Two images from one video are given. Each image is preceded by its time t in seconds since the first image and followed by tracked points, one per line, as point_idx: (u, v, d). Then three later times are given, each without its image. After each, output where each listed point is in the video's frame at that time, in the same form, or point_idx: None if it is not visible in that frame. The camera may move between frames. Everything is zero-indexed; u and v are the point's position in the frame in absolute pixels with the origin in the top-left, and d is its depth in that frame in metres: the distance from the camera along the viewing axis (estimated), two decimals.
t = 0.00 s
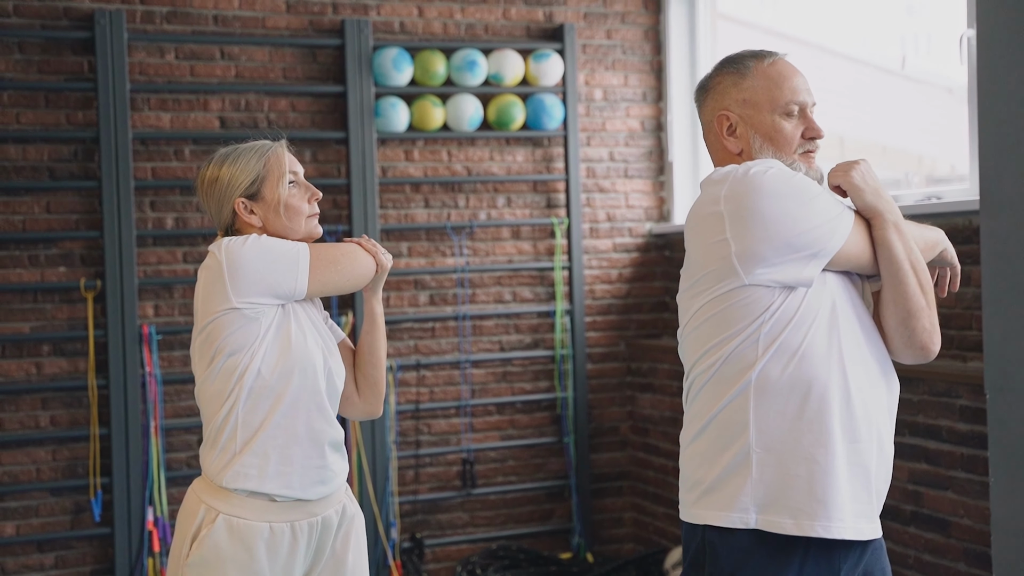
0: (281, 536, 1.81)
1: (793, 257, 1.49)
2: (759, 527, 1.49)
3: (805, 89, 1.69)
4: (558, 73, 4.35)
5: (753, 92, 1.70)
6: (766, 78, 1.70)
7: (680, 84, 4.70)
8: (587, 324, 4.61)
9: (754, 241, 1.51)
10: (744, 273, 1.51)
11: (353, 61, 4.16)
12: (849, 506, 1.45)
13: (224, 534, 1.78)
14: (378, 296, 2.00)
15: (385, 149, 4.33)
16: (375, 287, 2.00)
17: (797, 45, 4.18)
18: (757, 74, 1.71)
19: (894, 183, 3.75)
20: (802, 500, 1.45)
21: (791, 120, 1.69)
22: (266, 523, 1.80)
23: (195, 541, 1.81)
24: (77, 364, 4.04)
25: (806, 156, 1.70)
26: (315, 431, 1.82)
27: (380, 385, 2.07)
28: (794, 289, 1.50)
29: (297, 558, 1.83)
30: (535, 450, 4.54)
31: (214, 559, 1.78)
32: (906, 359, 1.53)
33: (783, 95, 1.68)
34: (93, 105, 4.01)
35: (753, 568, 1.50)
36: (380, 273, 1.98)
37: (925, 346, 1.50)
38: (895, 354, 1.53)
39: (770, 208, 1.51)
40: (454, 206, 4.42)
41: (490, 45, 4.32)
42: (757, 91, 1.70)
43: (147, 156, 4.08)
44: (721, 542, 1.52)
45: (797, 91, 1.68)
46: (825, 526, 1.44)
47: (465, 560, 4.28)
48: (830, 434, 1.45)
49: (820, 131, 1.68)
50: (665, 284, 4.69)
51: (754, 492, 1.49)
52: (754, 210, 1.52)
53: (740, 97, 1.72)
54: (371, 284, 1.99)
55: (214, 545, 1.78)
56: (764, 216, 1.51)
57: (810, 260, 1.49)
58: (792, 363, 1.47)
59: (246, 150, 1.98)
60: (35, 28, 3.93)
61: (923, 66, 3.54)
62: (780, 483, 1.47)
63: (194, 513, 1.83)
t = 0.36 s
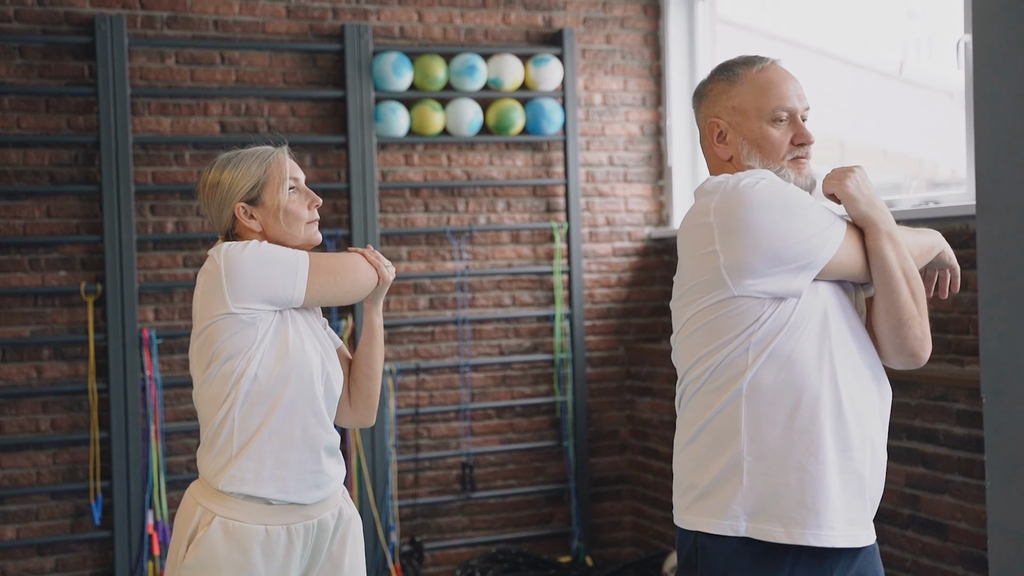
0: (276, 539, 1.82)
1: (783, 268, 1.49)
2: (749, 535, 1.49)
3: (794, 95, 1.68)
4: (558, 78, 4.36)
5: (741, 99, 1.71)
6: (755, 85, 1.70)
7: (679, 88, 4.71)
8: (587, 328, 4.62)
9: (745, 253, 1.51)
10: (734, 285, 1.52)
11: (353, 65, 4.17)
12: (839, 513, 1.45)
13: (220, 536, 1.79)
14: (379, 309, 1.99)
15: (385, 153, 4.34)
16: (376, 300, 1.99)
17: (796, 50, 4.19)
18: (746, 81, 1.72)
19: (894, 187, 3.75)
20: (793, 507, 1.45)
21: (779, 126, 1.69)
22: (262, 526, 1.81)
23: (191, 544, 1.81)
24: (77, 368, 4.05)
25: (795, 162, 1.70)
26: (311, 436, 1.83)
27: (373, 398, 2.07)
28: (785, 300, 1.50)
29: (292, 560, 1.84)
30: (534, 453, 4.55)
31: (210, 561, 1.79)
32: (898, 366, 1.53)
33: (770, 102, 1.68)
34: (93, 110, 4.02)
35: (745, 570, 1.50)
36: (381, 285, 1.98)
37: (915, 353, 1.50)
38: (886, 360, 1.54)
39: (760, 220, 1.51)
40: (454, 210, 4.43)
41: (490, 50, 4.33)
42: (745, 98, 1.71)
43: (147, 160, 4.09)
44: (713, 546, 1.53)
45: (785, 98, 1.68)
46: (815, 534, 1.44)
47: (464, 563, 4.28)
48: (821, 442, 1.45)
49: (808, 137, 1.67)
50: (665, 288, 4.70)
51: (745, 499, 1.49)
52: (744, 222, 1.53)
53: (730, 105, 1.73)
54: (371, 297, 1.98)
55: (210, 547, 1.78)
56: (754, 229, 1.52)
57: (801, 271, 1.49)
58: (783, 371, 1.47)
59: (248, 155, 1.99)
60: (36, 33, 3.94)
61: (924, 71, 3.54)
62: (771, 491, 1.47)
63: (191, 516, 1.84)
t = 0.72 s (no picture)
0: (271, 537, 1.82)
1: (765, 274, 1.47)
2: (737, 538, 1.48)
3: (759, 93, 1.62)
4: (555, 79, 4.37)
5: (708, 101, 1.67)
6: (721, 87, 1.66)
7: (677, 89, 4.71)
8: (584, 328, 4.63)
9: (728, 259, 1.50)
10: (717, 290, 1.52)
11: (351, 66, 4.18)
12: (830, 516, 1.44)
13: (215, 533, 1.80)
14: (377, 300, 2.01)
15: (383, 154, 4.35)
16: (374, 293, 2.01)
17: (794, 52, 4.20)
18: (713, 84, 1.68)
19: (893, 188, 3.75)
20: (782, 510, 1.44)
21: (745, 125, 1.63)
22: (256, 524, 1.81)
23: (186, 540, 1.82)
24: (75, 368, 4.06)
25: (764, 161, 1.62)
26: (304, 433, 1.84)
27: (379, 391, 2.08)
28: (768, 305, 1.48)
29: (287, 557, 1.85)
30: (532, 453, 4.56)
31: (205, 558, 1.79)
32: (887, 370, 1.52)
33: (734, 102, 1.63)
34: (91, 110, 4.02)
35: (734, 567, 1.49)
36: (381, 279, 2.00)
37: (901, 360, 1.49)
38: (876, 365, 1.52)
39: (742, 227, 1.50)
40: (452, 211, 4.44)
41: (488, 51, 4.33)
42: (711, 101, 1.67)
43: (146, 161, 4.10)
44: (703, 543, 1.52)
45: (749, 96, 1.62)
46: (804, 536, 1.43)
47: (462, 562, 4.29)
48: (810, 444, 1.43)
49: (772, 134, 1.60)
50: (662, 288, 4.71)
51: (734, 501, 1.48)
52: (727, 228, 1.52)
53: (701, 109, 1.69)
54: (371, 291, 2.00)
55: (205, 544, 1.79)
56: (736, 235, 1.50)
57: (782, 277, 1.47)
58: (771, 373, 1.46)
59: (246, 156, 2.00)
60: (34, 34, 3.94)
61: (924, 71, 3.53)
62: (759, 493, 1.46)
63: (186, 513, 1.85)
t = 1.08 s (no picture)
0: (261, 534, 1.83)
1: (744, 269, 1.48)
2: (724, 533, 1.48)
3: (711, 98, 1.64)
4: (550, 78, 4.37)
5: (672, 111, 1.71)
6: (680, 96, 1.69)
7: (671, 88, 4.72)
8: (578, 327, 4.64)
9: (708, 254, 1.52)
10: (697, 286, 1.53)
11: (345, 64, 4.19)
12: (816, 511, 1.44)
13: (205, 529, 1.81)
14: (371, 305, 2.01)
15: (378, 152, 4.36)
16: (367, 297, 2.00)
17: (788, 50, 4.20)
18: (675, 92, 1.71)
19: (888, 186, 3.74)
20: (768, 504, 1.44)
21: (704, 131, 1.65)
22: (246, 520, 1.82)
23: (177, 536, 1.83)
24: (69, 366, 4.06)
25: (727, 163, 1.63)
26: (293, 429, 1.84)
27: (368, 393, 2.09)
28: (748, 301, 1.49)
29: (278, 555, 1.86)
30: (526, 451, 4.57)
31: (195, 554, 1.80)
32: (876, 369, 1.51)
33: (689, 110, 1.66)
34: (86, 108, 4.02)
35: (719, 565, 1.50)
36: (375, 284, 1.98)
37: (889, 358, 1.47)
38: (865, 362, 1.51)
39: (722, 222, 1.51)
40: (446, 209, 4.46)
41: (482, 50, 4.35)
42: (675, 109, 1.71)
43: (140, 159, 4.10)
44: (688, 539, 1.53)
45: (702, 102, 1.65)
46: (789, 531, 1.43)
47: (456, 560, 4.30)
48: (795, 439, 1.43)
49: (726, 138, 1.62)
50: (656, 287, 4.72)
51: (720, 497, 1.48)
52: (707, 224, 1.53)
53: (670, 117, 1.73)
54: (364, 294, 1.99)
55: (195, 540, 1.80)
56: (716, 231, 1.51)
57: (762, 272, 1.48)
58: (756, 369, 1.46)
59: (238, 156, 2.01)
60: (29, 32, 3.94)
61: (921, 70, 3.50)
62: (745, 489, 1.46)
63: (178, 509, 1.86)
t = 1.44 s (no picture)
0: (258, 533, 1.83)
1: (734, 269, 1.49)
2: (715, 530, 1.49)
3: (702, 102, 1.65)
4: (548, 79, 4.38)
5: (665, 114, 1.72)
6: (672, 99, 1.70)
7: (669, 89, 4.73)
8: (576, 328, 4.65)
9: (698, 255, 1.53)
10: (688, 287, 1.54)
11: (343, 65, 4.20)
12: (807, 509, 1.44)
13: (202, 528, 1.82)
14: (370, 308, 2.03)
15: (376, 154, 4.37)
16: (366, 301, 2.01)
17: (785, 52, 4.22)
18: (667, 96, 1.72)
19: (886, 188, 3.75)
20: (758, 502, 1.45)
21: (694, 135, 1.67)
22: (243, 520, 1.83)
23: (175, 535, 1.84)
24: (68, 366, 4.07)
25: (718, 168, 1.65)
26: (289, 429, 1.84)
27: (364, 397, 2.10)
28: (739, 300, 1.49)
29: (275, 554, 1.87)
30: (524, 452, 4.58)
31: (192, 553, 1.81)
32: (873, 368, 1.51)
33: (680, 114, 1.67)
34: (85, 109, 4.04)
35: (712, 565, 1.50)
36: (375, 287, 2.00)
37: (887, 356, 1.47)
38: (862, 361, 1.51)
39: (712, 223, 1.52)
40: (444, 210, 4.47)
41: (481, 51, 4.36)
42: (667, 112, 1.72)
43: (139, 160, 4.11)
44: (680, 538, 1.54)
45: (693, 107, 1.65)
46: (780, 529, 1.44)
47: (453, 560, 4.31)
48: (786, 438, 1.44)
49: (716, 142, 1.63)
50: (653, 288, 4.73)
51: (711, 494, 1.49)
52: (697, 225, 1.54)
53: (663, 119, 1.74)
54: (363, 297, 2.01)
55: (192, 539, 1.81)
56: (707, 232, 1.52)
57: (752, 272, 1.49)
58: (747, 368, 1.47)
59: (238, 157, 2.02)
60: (28, 33, 3.96)
61: (916, 71, 3.52)
62: (736, 487, 1.47)
63: (176, 508, 1.87)
